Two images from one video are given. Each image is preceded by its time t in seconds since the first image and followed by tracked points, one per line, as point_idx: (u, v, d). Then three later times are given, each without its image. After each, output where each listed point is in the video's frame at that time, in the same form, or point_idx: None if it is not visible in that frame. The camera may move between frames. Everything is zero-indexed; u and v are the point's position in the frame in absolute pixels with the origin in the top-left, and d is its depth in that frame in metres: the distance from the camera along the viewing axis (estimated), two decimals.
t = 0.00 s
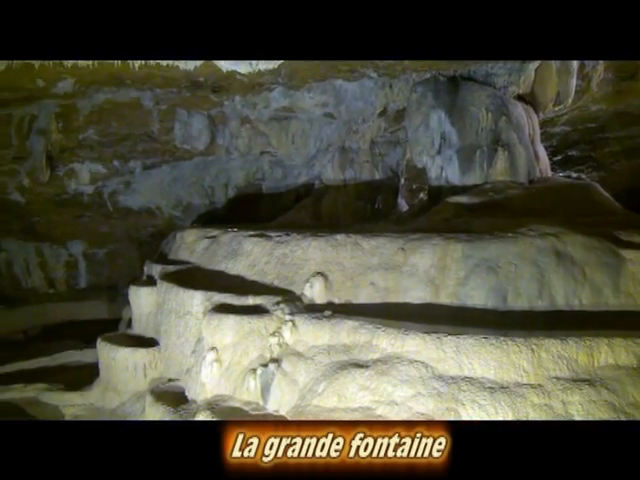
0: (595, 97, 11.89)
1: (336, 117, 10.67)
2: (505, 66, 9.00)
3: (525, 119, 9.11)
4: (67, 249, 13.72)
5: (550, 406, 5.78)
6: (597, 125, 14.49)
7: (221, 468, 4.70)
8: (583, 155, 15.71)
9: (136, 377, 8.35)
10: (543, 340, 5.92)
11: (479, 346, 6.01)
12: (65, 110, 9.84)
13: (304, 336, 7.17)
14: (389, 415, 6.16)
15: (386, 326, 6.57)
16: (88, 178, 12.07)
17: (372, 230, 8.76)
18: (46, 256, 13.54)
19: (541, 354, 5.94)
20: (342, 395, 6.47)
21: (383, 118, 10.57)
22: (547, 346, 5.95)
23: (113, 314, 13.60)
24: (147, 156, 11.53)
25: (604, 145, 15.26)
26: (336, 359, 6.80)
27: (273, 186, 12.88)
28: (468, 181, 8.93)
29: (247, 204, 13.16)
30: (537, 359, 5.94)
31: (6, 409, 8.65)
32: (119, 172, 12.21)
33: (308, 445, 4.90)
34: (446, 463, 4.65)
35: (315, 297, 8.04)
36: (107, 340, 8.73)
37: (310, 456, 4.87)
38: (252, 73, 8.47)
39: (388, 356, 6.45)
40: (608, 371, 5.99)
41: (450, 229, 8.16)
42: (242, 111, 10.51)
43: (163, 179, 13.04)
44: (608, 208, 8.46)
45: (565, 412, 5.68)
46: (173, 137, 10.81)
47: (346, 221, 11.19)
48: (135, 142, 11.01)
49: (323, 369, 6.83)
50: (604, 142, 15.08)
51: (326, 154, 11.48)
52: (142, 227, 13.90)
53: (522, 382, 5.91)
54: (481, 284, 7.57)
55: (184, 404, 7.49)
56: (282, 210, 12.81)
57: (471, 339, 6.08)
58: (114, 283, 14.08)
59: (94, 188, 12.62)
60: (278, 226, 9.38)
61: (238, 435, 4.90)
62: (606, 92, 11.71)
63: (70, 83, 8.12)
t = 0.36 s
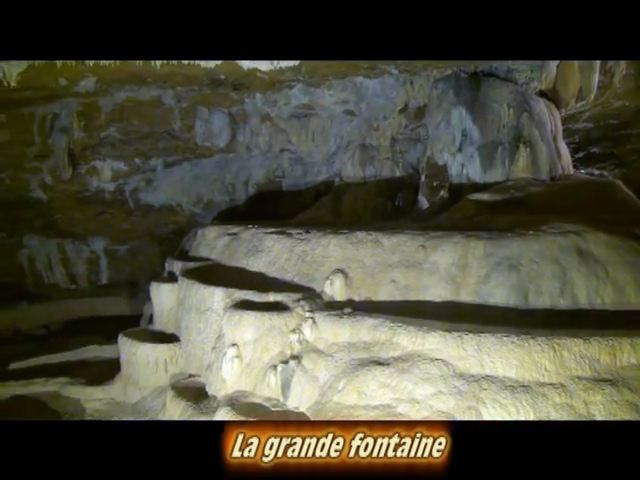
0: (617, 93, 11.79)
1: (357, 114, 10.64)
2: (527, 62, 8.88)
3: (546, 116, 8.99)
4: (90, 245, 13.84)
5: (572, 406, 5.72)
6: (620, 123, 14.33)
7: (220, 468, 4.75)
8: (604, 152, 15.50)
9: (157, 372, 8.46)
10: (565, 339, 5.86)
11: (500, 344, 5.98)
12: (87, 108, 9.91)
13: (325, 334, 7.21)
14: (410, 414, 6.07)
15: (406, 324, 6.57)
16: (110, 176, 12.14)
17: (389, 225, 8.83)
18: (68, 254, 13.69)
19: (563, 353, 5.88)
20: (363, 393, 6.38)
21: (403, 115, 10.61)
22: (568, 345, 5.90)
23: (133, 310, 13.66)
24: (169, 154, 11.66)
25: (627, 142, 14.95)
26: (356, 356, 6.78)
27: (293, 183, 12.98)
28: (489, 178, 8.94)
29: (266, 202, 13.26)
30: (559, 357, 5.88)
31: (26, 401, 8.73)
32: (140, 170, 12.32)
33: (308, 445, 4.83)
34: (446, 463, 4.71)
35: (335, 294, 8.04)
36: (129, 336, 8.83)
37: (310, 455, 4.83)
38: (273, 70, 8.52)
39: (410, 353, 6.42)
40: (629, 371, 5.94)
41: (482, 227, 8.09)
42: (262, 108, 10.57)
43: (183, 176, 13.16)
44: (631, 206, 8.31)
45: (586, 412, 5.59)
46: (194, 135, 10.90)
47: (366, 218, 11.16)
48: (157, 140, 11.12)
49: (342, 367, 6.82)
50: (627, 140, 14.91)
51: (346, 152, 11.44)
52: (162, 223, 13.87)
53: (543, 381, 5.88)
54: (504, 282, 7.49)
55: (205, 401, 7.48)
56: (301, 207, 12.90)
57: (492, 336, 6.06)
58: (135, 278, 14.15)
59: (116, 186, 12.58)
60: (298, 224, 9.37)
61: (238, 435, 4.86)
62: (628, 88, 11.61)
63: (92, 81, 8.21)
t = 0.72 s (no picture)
0: None
1: (376, 110, 10.61)
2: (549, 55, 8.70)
3: (567, 110, 8.90)
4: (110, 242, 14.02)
5: (594, 404, 5.70)
6: None
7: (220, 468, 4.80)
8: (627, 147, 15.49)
9: (177, 367, 8.56)
10: (587, 337, 5.79)
11: (522, 342, 5.91)
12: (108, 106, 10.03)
13: (344, 329, 7.19)
14: (429, 410, 6.12)
15: (427, 321, 6.51)
16: (131, 173, 12.30)
17: (413, 222, 8.80)
18: (89, 250, 13.90)
19: (585, 351, 5.82)
20: (384, 389, 6.47)
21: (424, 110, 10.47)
22: (591, 342, 5.83)
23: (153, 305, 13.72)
24: (189, 150, 11.80)
25: None
26: (375, 352, 6.81)
27: (312, 179, 12.89)
28: (511, 173, 8.89)
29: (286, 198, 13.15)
30: (581, 355, 5.81)
31: (47, 393, 8.77)
32: (160, 167, 12.42)
33: (308, 445, 4.89)
34: (446, 463, 4.73)
35: (354, 291, 8.07)
36: (149, 331, 8.94)
37: (310, 455, 4.87)
38: (293, 67, 8.53)
39: (427, 351, 6.40)
40: None
41: (505, 223, 8.02)
42: (281, 105, 10.57)
43: (203, 173, 13.19)
44: None
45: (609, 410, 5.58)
46: (213, 132, 11.01)
47: (387, 214, 11.07)
48: (177, 137, 11.29)
49: (364, 362, 6.85)
50: None
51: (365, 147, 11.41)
52: (182, 221, 13.96)
53: (566, 379, 5.82)
54: (525, 278, 7.41)
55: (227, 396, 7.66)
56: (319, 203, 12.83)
57: (514, 334, 5.99)
58: (155, 274, 14.30)
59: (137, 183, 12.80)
60: (317, 220, 9.38)
61: (238, 436, 4.90)
62: None
63: (113, 79, 8.32)
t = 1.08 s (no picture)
0: None
1: (398, 105, 10.55)
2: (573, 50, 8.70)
3: (592, 105, 8.94)
4: (133, 237, 13.98)
5: (617, 402, 5.66)
6: None
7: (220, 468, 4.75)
8: None
9: (198, 360, 8.64)
10: (609, 333, 5.81)
11: (545, 339, 5.89)
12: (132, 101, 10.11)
13: (366, 324, 7.20)
14: (454, 408, 5.96)
15: (449, 317, 6.49)
16: (153, 169, 12.25)
17: (434, 218, 8.76)
18: (111, 244, 13.81)
19: (608, 348, 5.83)
20: (404, 385, 6.39)
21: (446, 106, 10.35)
22: (613, 339, 5.85)
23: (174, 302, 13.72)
24: (210, 146, 11.84)
25: None
26: (397, 349, 6.77)
27: (334, 175, 12.87)
28: (534, 169, 8.80)
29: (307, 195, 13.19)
30: (604, 352, 5.82)
31: (69, 385, 8.86)
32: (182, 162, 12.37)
33: (308, 445, 4.89)
34: (446, 462, 4.70)
35: (375, 286, 8.02)
36: (172, 324, 9.03)
37: (310, 455, 4.87)
38: (315, 62, 8.55)
39: (450, 347, 6.35)
40: None
41: (527, 218, 7.98)
42: (303, 101, 10.64)
43: (224, 169, 13.20)
44: None
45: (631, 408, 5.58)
46: (235, 127, 11.18)
47: (408, 209, 10.71)
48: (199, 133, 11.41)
49: (385, 358, 6.82)
50: None
51: (387, 142, 11.26)
52: (204, 216, 13.90)
53: (588, 377, 5.78)
54: (549, 275, 7.34)
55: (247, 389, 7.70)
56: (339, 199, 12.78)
57: (537, 331, 5.95)
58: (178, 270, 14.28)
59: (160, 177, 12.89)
60: (337, 215, 9.41)
61: (238, 435, 4.86)
62: None
63: (136, 74, 8.42)
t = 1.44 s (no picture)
0: None
1: (418, 97, 10.42)
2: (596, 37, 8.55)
3: (614, 94, 8.84)
4: (154, 231, 14.37)
5: None
6: None
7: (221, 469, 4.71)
8: None
9: (220, 353, 8.72)
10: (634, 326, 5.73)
11: (567, 332, 5.85)
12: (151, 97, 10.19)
13: (386, 318, 7.22)
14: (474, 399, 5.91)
15: (470, 309, 6.50)
16: (173, 164, 12.53)
17: (454, 211, 8.73)
18: (132, 240, 14.24)
19: (632, 342, 5.74)
20: (425, 378, 6.35)
21: (465, 97, 10.08)
22: (637, 333, 5.77)
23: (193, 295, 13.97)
24: (228, 141, 11.94)
25: None
26: (418, 341, 6.75)
27: (352, 169, 12.86)
28: (555, 160, 8.83)
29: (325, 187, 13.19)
30: (628, 347, 5.73)
31: (91, 377, 8.99)
32: (202, 156, 12.59)
33: (308, 445, 5.02)
34: (447, 463, 4.64)
35: (396, 279, 8.01)
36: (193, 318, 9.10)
37: (310, 456, 4.97)
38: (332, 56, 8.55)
39: (469, 341, 6.33)
40: None
41: (547, 211, 7.89)
42: (322, 94, 10.61)
43: (245, 163, 13.25)
44: None
45: None
46: (254, 122, 11.27)
47: (427, 202, 10.45)
48: (219, 128, 11.49)
49: (405, 351, 6.79)
50: None
51: (407, 135, 11.36)
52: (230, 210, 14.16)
53: (611, 371, 5.70)
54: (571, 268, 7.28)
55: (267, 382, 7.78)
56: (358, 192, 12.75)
57: (558, 324, 5.92)
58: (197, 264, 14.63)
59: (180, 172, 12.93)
60: (356, 209, 9.42)
61: (238, 435, 4.98)
62: None
63: (155, 71, 8.52)
